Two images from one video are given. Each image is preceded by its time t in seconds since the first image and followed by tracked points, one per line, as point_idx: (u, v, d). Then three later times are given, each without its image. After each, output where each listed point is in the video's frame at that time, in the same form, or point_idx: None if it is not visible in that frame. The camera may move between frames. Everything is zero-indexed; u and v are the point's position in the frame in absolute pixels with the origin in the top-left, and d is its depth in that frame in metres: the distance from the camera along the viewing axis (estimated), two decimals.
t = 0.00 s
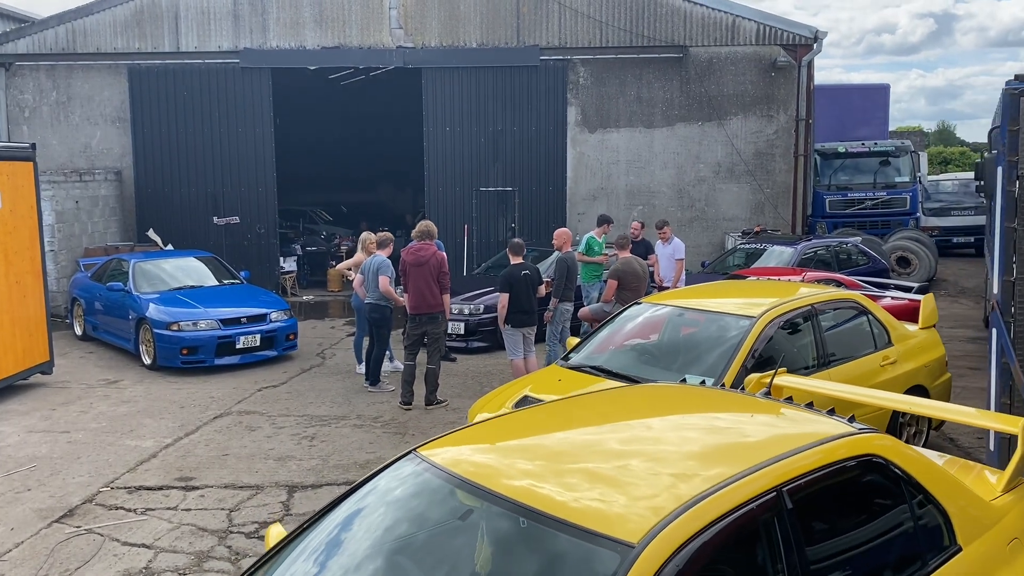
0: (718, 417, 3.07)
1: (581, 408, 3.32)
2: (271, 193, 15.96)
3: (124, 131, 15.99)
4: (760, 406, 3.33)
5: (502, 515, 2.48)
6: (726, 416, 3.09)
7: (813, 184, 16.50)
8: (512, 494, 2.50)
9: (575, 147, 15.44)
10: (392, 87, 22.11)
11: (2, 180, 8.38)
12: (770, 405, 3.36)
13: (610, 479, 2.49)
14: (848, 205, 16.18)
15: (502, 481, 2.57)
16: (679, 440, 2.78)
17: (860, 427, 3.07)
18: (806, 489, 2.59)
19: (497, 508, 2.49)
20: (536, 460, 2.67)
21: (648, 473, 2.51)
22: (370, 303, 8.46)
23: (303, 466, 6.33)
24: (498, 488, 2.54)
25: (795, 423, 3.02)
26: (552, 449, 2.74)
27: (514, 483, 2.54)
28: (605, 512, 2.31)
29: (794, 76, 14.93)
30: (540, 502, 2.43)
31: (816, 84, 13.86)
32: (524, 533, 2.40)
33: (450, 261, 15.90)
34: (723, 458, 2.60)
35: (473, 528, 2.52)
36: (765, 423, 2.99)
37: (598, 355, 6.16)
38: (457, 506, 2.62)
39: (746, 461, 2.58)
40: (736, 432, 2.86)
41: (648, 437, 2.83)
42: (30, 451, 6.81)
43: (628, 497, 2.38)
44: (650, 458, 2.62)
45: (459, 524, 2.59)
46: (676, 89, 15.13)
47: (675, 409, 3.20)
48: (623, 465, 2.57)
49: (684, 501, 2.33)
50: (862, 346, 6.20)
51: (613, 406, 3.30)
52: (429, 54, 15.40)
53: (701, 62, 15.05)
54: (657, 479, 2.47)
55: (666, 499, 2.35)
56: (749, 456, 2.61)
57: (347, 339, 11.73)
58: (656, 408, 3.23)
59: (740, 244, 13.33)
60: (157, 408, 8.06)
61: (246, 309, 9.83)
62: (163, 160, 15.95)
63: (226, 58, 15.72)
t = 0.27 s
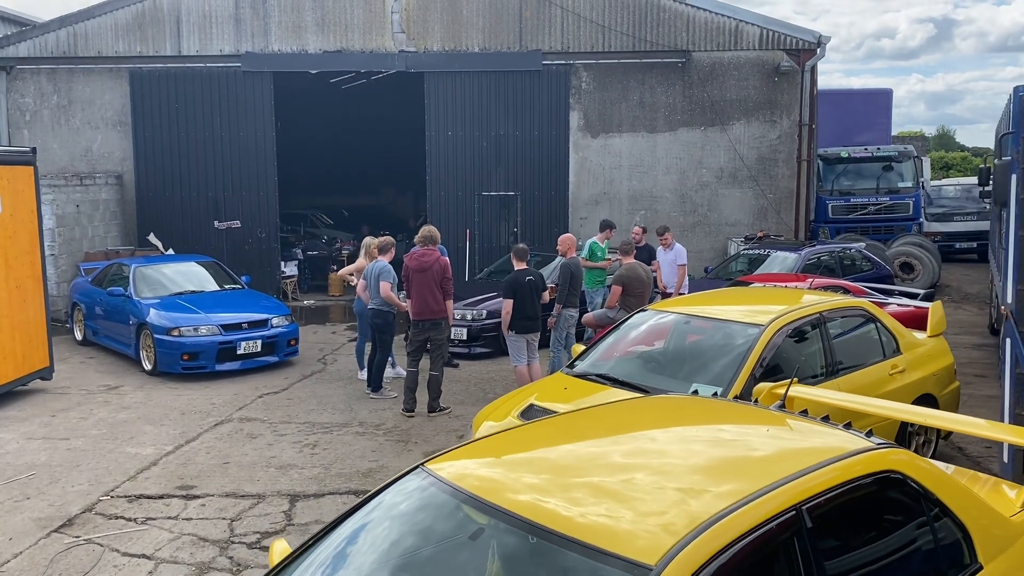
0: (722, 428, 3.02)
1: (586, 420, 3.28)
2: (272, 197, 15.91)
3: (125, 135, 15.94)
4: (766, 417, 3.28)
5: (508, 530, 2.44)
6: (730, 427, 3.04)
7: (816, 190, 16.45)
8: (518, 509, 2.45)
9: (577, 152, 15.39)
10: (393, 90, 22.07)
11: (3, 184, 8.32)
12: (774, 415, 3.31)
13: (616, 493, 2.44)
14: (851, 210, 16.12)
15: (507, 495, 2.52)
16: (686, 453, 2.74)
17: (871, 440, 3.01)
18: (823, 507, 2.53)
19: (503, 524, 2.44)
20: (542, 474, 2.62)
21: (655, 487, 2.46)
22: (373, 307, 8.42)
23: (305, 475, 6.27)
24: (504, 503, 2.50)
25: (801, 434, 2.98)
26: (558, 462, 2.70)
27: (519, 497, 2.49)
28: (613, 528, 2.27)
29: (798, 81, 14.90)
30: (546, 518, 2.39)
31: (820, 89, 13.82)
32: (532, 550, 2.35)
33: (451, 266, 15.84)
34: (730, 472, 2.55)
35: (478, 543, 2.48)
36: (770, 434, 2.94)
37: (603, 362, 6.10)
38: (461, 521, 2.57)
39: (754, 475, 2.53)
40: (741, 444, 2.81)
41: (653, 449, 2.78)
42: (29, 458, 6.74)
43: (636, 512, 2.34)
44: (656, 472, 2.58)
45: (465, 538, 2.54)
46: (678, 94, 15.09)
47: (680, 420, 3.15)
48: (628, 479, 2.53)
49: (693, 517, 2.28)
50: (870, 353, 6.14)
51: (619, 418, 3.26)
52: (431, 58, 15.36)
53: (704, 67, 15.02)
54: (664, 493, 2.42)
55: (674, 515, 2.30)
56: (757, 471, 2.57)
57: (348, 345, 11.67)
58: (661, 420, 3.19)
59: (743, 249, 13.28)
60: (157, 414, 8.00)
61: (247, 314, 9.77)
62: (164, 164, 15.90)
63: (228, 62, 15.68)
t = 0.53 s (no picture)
0: (725, 438, 2.96)
1: (588, 430, 3.21)
2: (273, 201, 15.85)
3: (125, 137, 15.89)
4: (770, 426, 3.22)
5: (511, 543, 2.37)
6: (733, 437, 2.99)
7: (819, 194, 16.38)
8: (521, 522, 2.39)
9: (579, 155, 15.34)
10: (394, 94, 22.03)
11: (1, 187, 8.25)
12: (778, 424, 3.25)
13: (621, 505, 2.38)
14: (853, 214, 16.06)
15: (511, 508, 2.46)
16: (690, 463, 2.68)
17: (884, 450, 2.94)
18: (839, 521, 2.47)
19: (507, 537, 2.38)
20: (546, 485, 2.56)
21: (659, 499, 2.40)
22: (374, 312, 8.35)
23: (306, 482, 6.20)
24: (508, 516, 2.43)
25: (806, 444, 2.92)
26: (561, 473, 2.63)
27: (523, 510, 2.43)
28: (619, 542, 2.20)
29: (801, 85, 14.85)
30: (550, 531, 2.32)
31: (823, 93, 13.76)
32: (536, 565, 2.28)
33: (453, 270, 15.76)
34: (736, 484, 2.49)
35: (481, 557, 2.41)
36: (774, 444, 2.88)
37: (607, 369, 6.03)
38: (465, 533, 2.50)
39: (761, 486, 2.47)
40: (746, 455, 2.75)
41: (657, 459, 2.72)
42: (27, 464, 6.67)
43: (641, 525, 2.27)
44: (660, 482, 2.52)
45: (467, 552, 2.47)
46: (681, 98, 15.04)
47: (683, 430, 3.09)
48: (632, 490, 2.47)
49: (700, 529, 2.22)
50: (877, 360, 6.07)
51: (621, 428, 3.20)
52: (433, 61, 15.31)
53: (707, 70, 14.96)
54: (669, 506, 2.36)
55: (681, 528, 2.24)
56: (764, 483, 2.50)
57: (349, 350, 11.60)
58: (664, 429, 3.13)
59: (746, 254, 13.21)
60: (156, 420, 7.92)
61: (247, 319, 9.70)
62: (165, 167, 15.85)
63: (229, 64, 15.63)
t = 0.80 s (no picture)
0: (729, 446, 2.91)
1: (593, 438, 3.15)
2: (274, 204, 15.79)
3: (126, 140, 15.85)
4: (775, 433, 3.17)
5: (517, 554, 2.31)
6: (737, 444, 2.93)
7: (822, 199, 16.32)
8: (527, 532, 2.33)
9: (582, 159, 15.29)
10: (395, 97, 21.99)
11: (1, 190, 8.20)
12: (782, 432, 3.20)
13: (627, 515, 2.33)
14: (857, 219, 16.00)
15: (516, 518, 2.40)
16: (695, 472, 2.63)
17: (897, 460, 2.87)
18: (857, 534, 2.41)
19: (513, 547, 2.32)
20: (551, 494, 2.50)
21: (665, 509, 2.35)
22: (375, 316, 8.27)
23: (307, 488, 6.13)
24: (513, 526, 2.37)
25: (812, 452, 2.86)
26: (566, 482, 2.58)
27: (529, 520, 2.37)
28: (626, 552, 2.15)
29: (804, 89, 14.81)
30: (555, 542, 2.26)
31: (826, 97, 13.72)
32: None
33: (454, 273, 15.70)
34: (743, 494, 2.44)
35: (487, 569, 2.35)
36: (780, 452, 2.83)
37: (612, 374, 5.96)
38: (470, 543, 2.44)
39: (769, 496, 2.42)
40: (751, 463, 2.70)
41: (662, 467, 2.67)
42: (25, 469, 6.61)
43: (648, 536, 2.22)
44: (666, 492, 2.46)
45: (472, 562, 2.41)
46: (684, 102, 14.99)
47: (688, 438, 3.04)
48: (637, 499, 2.41)
49: (708, 540, 2.17)
50: (885, 365, 6.00)
51: (625, 436, 3.14)
52: (435, 65, 15.27)
53: (710, 74, 14.92)
54: (675, 516, 2.31)
55: (689, 539, 2.19)
56: (772, 493, 2.45)
57: (350, 354, 11.53)
58: (668, 437, 3.07)
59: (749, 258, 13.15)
60: (156, 425, 7.86)
61: (248, 322, 9.64)
62: (165, 169, 15.80)
63: (230, 67, 15.59)
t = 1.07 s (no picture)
0: (730, 455, 2.84)
1: (593, 448, 3.08)
2: (274, 206, 15.73)
3: (125, 141, 15.79)
4: (776, 442, 3.11)
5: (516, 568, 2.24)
6: (738, 453, 2.86)
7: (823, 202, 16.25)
8: (527, 545, 2.26)
9: (583, 161, 15.23)
10: (395, 99, 21.94)
11: None
12: (783, 440, 3.13)
13: (628, 527, 2.26)
14: (859, 222, 15.93)
15: (516, 531, 2.33)
16: (696, 482, 2.56)
17: (907, 470, 2.81)
18: (871, 550, 2.33)
19: (513, 561, 2.25)
20: (552, 506, 2.43)
21: (668, 521, 2.28)
22: (375, 319, 8.21)
23: (305, 494, 6.06)
24: (512, 539, 2.30)
25: (814, 461, 2.80)
26: (566, 493, 2.51)
27: (529, 533, 2.30)
28: (628, 565, 2.08)
29: (806, 92, 14.76)
30: (554, 554, 2.20)
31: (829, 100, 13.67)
32: None
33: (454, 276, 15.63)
34: (746, 505, 2.38)
35: None
36: (782, 462, 2.76)
37: (615, 379, 5.89)
38: (468, 556, 2.37)
39: (773, 508, 2.36)
40: (752, 473, 2.63)
41: (662, 477, 2.60)
42: (20, 474, 6.54)
43: (651, 549, 2.15)
44: (668, 503, 2.40)
45: None
46: (685, 105, 14.94)
47: (690, 446, 2.97)
48: (638, 511, 2.35)
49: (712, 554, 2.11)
50: (890, 371, 5.93)
51: (626, 445, 3.07)
52: (436, 66, 15.22)
53: (712, 77, 14.87)
54: (677, 528, 2.24)
55: (692, 552, 2.12)
56: (777, 505, 2.39)
57: (350, 357, 11.46)
58: (669, 446, 3.00)
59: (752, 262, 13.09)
60: (154, 429, 7.79)
61: (246, 326, 9.57)
62: (165, 171, 15.75)
63: (230, 69, 15.54)
